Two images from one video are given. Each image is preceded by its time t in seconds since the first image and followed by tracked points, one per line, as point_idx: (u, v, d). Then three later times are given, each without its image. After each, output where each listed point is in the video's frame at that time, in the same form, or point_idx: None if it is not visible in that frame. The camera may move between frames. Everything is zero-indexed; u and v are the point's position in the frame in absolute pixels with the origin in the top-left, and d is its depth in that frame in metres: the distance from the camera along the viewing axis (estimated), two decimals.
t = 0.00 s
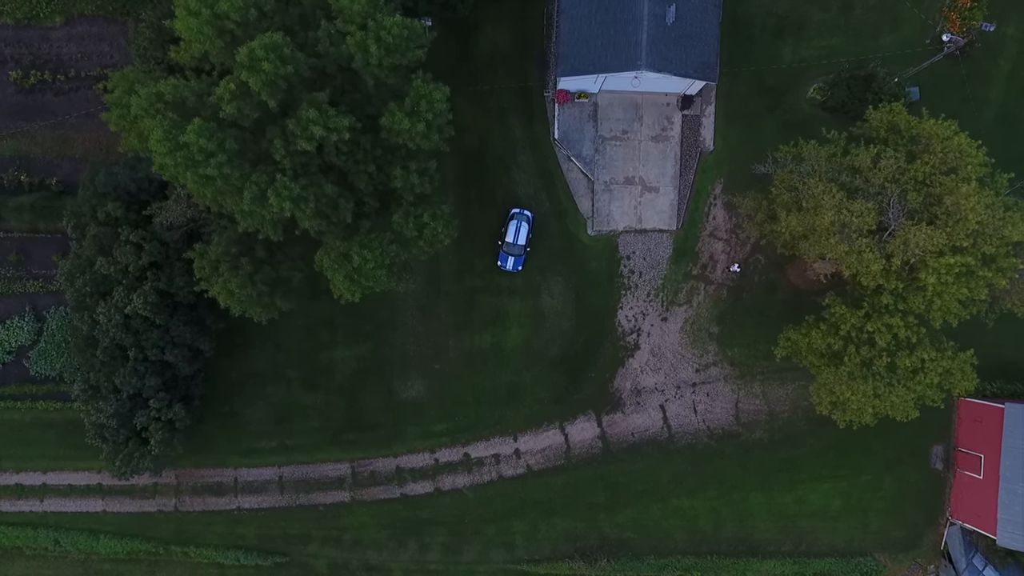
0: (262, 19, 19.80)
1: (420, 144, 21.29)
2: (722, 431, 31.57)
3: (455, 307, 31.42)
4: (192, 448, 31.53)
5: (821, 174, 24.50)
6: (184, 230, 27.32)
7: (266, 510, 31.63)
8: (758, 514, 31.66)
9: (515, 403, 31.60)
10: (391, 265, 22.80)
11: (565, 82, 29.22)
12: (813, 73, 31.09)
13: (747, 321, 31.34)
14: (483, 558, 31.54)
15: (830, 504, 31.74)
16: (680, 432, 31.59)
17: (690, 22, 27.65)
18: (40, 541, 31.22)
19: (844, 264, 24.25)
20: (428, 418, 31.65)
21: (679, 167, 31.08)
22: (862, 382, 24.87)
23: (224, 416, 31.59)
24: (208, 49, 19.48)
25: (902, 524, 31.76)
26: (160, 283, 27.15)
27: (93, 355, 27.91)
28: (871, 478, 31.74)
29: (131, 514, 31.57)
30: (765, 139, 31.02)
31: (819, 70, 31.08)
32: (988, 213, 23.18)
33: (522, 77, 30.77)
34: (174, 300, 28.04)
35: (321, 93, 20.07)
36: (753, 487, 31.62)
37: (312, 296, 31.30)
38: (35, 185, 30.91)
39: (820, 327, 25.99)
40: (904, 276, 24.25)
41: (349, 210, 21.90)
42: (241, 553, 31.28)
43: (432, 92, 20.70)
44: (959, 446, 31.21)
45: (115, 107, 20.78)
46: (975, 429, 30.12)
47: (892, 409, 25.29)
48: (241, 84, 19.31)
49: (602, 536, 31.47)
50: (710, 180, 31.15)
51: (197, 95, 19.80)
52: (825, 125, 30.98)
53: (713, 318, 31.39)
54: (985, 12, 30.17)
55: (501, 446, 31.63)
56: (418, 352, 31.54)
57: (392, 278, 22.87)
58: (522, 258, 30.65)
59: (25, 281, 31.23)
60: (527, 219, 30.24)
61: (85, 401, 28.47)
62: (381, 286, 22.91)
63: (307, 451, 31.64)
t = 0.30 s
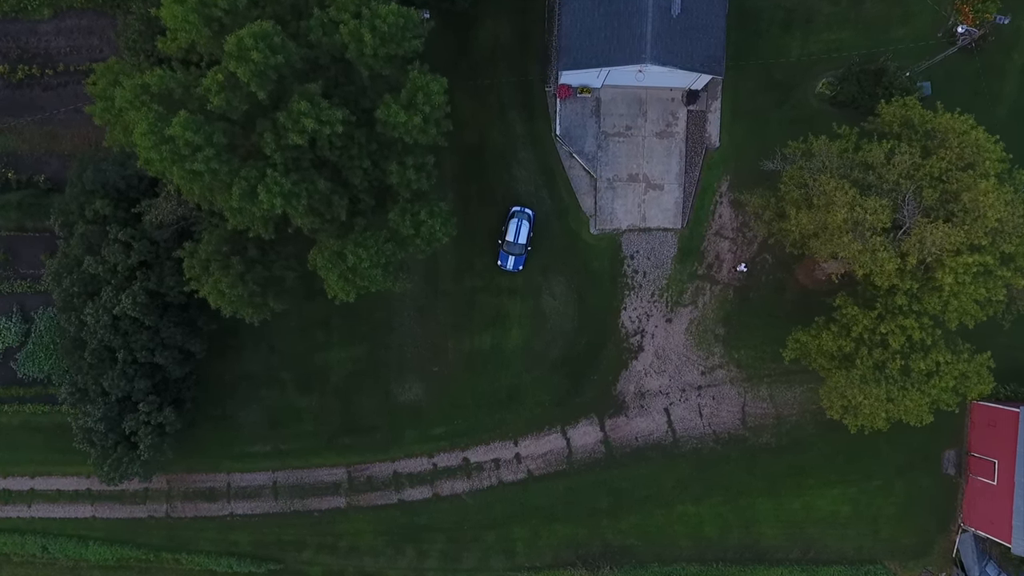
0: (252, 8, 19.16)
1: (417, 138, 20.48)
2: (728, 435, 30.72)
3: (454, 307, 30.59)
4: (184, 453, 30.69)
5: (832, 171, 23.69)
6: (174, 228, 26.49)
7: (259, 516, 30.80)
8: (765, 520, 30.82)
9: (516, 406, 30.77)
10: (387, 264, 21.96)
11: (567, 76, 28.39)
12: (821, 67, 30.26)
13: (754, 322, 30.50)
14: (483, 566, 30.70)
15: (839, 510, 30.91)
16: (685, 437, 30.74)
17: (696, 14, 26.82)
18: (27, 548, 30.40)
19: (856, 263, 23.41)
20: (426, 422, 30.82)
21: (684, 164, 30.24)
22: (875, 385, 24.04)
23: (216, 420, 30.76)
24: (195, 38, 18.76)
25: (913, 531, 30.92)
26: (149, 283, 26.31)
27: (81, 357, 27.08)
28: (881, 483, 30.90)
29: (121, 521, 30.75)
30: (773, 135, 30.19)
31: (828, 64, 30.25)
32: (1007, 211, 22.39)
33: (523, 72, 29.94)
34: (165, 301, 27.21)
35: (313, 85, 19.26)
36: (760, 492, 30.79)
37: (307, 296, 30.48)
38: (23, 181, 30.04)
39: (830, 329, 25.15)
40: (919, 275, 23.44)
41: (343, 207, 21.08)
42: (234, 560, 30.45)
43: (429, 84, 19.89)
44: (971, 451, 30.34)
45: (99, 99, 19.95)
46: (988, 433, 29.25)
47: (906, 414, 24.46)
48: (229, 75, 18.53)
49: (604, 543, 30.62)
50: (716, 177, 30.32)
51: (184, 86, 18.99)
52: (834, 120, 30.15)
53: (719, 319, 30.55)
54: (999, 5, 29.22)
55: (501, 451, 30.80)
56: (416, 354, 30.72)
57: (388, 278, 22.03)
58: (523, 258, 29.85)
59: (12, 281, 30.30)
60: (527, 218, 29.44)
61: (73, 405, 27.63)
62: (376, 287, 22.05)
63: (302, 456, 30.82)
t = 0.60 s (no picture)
0: None
1: (414, 131, 19.62)
2: (735, 439, 29.87)
3: (453, 307, 29.74)
4: (175, 457, 29.86)
5: (845, 166, 22.87)
6: (165, 226, 25.66)
7: (253, 522, 29.96)
8: (773, 527, 29.97)
9: (516, 409, 29.92)
10: (383, 263, 21.12)
11: (570, 69, 27.53)
12: (831, 60, 29.43)
13: (762, 322, 29.64)
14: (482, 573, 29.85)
15: (848, 517, 30.06)
16: (690, 441, 29.88)
17: (704, 5, 25.96)
18: (14, 554, 29.56)
19: (871, 262, 22.56)
20: (424, 425, 29.98)
21: (690, 161, 29.39)
22: (889, 389, 23.19)
23: (208, 422, 29.92)
24: (181, 25, 17.91)
25: (924, 538, 30.06)
26: (138, 282, 25.46)
27: (68, 359, 26.23)
28: (892, 489, 30.04)
29: (110, 526, 29.91)
30: (782, 131, 29.33)
31: (838, 57, 29.42)
32: None
33: (524, 65, 29.08)
34: (154, 300, 26.36)
35: (306, 74, 18.40)
36: (767, 498, 29.95)
37: (302, 295, 29.63)
38: (9, 178, 29.03)
39: (842, 331, 24.31)
40: (936, 275, 22.61)
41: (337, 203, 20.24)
42: (226, 568, 29.60)
43: (427, 74, 19.04)
44: (985, 456, 29.45)
45: (82, 89, 19.09)
46: (1003, 438, 28.37)
47: (921, 418, 23.63)
48: (216, 64, 17.70)
49: (607, 550, 29.77)
50: (723, 174, 29.46)
51: (170, 76, 18.10)
52: (845, 115, 29.31)
53: (726, 320, 29.70)
54: None
55: (501, 455, 29.96)
56: (414, 355, 29.87)
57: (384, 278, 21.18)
58: (524, 257, 29.01)
59: None
60: (529, 215, 28.62)
61: (60, 408, 26.79)
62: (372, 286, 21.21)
63: (296, 460, 29.97)
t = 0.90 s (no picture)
0: None
1: (410, 123, 18.78)
2: (742, 444, 29.04)
3: (452, 308, 28.90)
4: (166, 461, 29.01)
5: (858, 162, 22.10)
6: (154, 223, 24.82)
7: (246, 528, 29.11)
8: (781, 534, 29.13)
9: (517, 413, 29.08)
10: (379, 262, 20.29)
11: (572, 62, 26.68)
12: (841, 54, 28.59)
13: (770, 323, 28.81)
14: None
15: (858, 523, 29.22)
16: (696, 445, 29.04)
17: None
18: None
19: (886, 261, 21.73)
20: (422, 429, 29.14)
21: (695, 157, 28.55)
22: (903, 393, 22.39)
23: (200, 426, 29.07)
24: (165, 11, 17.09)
25: (936, 545, 29.23)
26: (126, 282, 24.61)
27: (53, 361, 25.36)
28: (903, 495, 29.20)
29: (99, 533, 29.07)
30: (790, 126, 28.50)
31: (848, 50, 28.59)
32: None
33: (525, 58, 28.24)
34: (143, 300, 25.51)
35: (296, 64, 17.57)
36: (775, 504, 29.11)
37: (296, 296, 28.78)
38: None
39: (854, 332, 23.50)
40: (953, 275, 21.79)
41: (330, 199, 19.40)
42: None
43: (424, 63, 18.21)
44: (999, 461, 28.62)
45: (62, 80, 18.24)
46: (1019, 442, 27.53)
47: (936, 422, 22.83)
48: (202, 52, 16.88)
49: (610, 557, 28.93)
50: (729, 170, 28.63)
51: (154, 65, 17.27)
52: (855, 110, 28.48)
53: (733, 320, 28.86)
54: None
55: (501, 460, 29.12)
56: (412, 357, 29.03)
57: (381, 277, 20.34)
58: (525, 256, 28.19)
59: None
60: (529, 213, 27.86)
61: (45, 411, 25.91)
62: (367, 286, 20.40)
63: (290, 465, 29.13)
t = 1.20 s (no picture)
0: None
1: (406, 115, 17.94)
2: (750, 448, 28.19)
3: (450, 308, 28.05)
4: (156, 466, 28.16)
5: (873, 156, 21.29)
6: (142, 221, 23.96)
7: (238, 536, 28.26)
8: (790, 541, 28.29)
9: (518, 417, 28.23)
10: (374, 260, 19.45)
11: (575, 54, 25.85)
12: (852, 46, 27.73)
13: (778, 324, 27.96)
14: None
15: (869, 530, 28.37)
16: (702, 450, 28.19)
17: None
18: None
19: (903, 259, 20.85)
20: (420, 433, 28.28)
21: (702, 153, 27.70)
22: (919, 397, 21.58)
23: (191, 430, 28.21)
24: None
25: (950, 553, 28.35)
26: (114, 281, 23.74)
27: (38, 363, 24.47)
28: (916, 501, 28.35)
29: (88, 540, 28.22)
30: (799, 121, 27.66)
31: (859, 43, 27.74)
32: None
33: (526, 51, 27.39)
34: (131, 301, 24.65)
35: (286, 52, 16.73)
36: (784, 510, 28.26)
37: (290, 296, 27.92)
38: None
39: (868, 334, 22.67)
40: (972, 274, 20.93)
41: (323, 194, 18.59)
42: None
43: (420, 51, 17.36)
44: (1015, 466, 27.72)
45: (42, 69, 17.40)
46: None
47: (954, 428, 22.03)
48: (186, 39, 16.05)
49: (614, 566, 28.07)
50: (737, 167, 27.78)
51: (136, 53, 16.44)
52: (866, 104, 27.61)
53: (741, 321, 28.02)
54: None
55: (502, 465, 28.28)
56: (410, 359, 28.17)
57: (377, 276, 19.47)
58: (526, 255, 27.34)
59: None
60: (531, 210, 27.00)
61: (30, 415, 25.00)
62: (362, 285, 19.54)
63: (284, 470, 28.29)
